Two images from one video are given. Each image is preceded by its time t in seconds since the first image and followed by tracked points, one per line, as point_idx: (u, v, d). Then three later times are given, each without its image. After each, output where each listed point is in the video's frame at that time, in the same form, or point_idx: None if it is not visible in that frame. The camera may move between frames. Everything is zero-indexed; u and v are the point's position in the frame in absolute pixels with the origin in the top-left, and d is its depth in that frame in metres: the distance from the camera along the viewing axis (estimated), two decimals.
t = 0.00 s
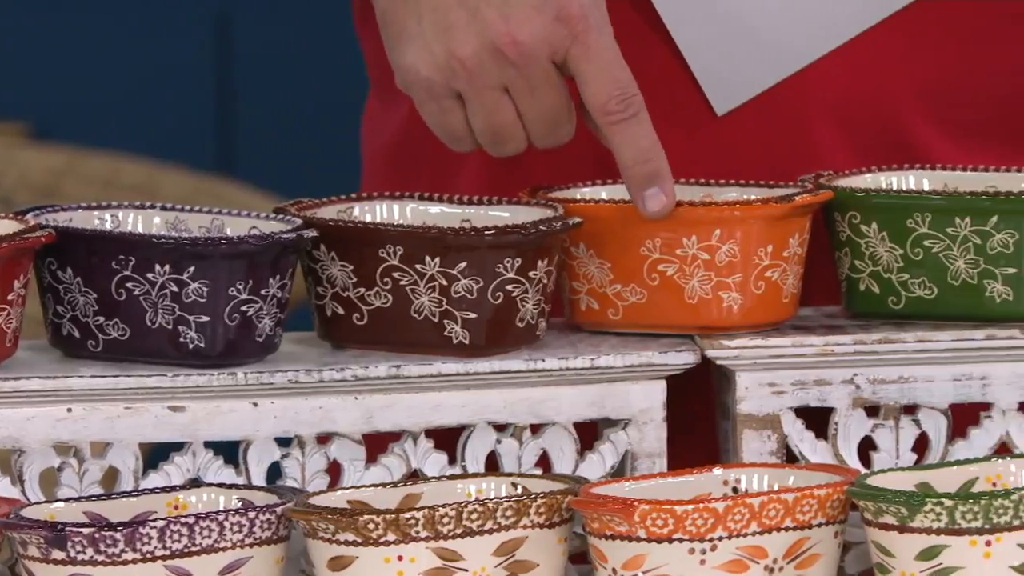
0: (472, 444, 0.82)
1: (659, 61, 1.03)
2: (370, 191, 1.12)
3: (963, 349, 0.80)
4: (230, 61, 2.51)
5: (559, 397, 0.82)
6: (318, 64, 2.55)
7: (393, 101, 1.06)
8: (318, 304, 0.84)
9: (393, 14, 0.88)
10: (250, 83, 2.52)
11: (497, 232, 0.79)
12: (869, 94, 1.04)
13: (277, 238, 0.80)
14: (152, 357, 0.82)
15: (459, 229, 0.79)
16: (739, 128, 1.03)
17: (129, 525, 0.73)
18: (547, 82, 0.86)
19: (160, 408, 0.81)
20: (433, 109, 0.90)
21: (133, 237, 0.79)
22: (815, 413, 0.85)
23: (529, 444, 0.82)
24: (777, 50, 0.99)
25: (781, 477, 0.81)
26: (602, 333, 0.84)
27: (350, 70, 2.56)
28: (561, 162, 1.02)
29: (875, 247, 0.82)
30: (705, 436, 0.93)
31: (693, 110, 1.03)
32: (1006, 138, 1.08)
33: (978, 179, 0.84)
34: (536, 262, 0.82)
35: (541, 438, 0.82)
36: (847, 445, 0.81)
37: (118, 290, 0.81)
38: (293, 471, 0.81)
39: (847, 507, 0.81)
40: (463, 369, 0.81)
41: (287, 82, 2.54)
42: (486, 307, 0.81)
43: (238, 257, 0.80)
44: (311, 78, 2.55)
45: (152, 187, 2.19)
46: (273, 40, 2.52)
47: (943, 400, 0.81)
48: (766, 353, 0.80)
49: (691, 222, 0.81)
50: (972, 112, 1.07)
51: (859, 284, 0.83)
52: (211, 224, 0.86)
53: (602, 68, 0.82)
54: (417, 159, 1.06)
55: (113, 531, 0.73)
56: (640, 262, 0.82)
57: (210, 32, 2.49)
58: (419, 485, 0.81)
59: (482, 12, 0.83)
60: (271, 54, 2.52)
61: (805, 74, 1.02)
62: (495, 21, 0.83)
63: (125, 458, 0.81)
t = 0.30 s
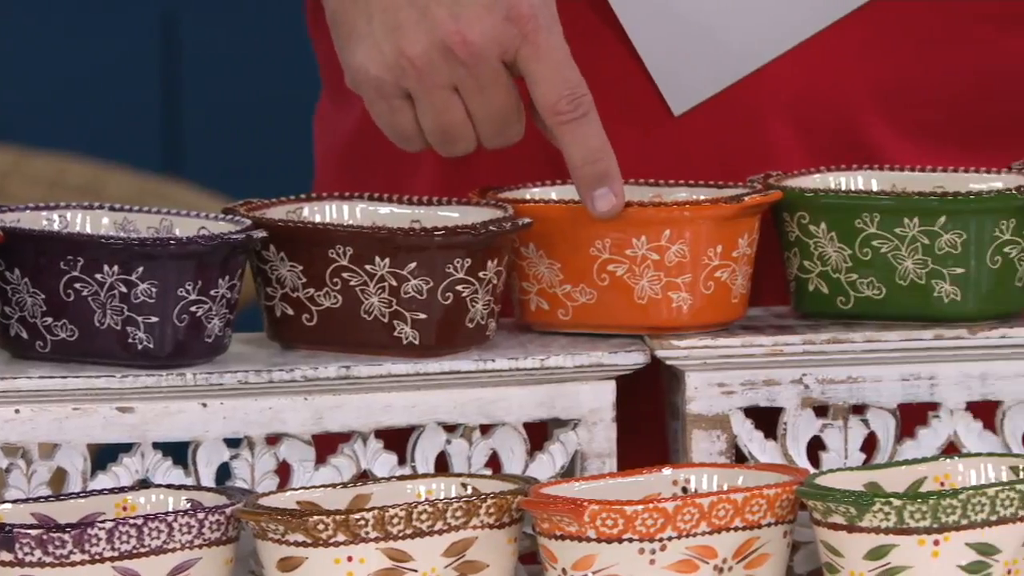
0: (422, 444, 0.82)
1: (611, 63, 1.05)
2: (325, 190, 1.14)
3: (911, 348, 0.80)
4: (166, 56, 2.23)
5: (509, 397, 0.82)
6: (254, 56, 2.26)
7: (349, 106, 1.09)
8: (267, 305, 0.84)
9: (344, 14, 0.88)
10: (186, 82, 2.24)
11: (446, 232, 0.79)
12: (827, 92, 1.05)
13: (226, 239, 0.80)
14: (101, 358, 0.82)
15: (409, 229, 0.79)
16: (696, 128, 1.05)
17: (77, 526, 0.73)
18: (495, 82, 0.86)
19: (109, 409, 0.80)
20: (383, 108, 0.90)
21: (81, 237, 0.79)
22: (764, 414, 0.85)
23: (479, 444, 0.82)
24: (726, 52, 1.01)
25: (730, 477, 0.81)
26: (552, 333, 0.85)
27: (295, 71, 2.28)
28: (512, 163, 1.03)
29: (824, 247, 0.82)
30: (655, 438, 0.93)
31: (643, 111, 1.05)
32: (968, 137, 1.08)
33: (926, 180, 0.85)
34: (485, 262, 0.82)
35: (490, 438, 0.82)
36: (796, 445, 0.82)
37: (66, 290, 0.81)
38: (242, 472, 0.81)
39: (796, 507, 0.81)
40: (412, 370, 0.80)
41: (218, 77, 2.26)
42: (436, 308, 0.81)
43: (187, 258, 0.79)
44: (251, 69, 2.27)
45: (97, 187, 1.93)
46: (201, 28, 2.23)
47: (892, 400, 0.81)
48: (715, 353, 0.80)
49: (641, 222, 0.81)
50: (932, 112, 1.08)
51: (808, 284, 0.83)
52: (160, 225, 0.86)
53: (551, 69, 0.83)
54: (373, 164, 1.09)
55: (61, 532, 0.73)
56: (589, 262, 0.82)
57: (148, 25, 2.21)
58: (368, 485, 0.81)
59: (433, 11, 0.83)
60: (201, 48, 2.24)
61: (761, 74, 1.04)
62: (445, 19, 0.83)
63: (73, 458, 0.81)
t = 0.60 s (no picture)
0: (376, 445, 0.82)
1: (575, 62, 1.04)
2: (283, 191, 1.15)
3: (864, 349, 0.80)
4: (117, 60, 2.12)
5: (463, 397, 0.82)
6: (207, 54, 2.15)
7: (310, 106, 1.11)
8: (221, 305, 0.84)
9: None
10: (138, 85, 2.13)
11: (400, 233, 0.79)
12: (791, 92, 1.05)
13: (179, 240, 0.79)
14: (54, 359, 0.81)
15: (363, 230, 0.79)
16: (659, 128, 1.05)
17: (30, 528, 0.72)
18: (474, 59, 0.87)
19: (62, 410, 0.80)
20: (361, 91, 0.91)
21: (34, 238, 0.78)
22: (718, 414, 0.85)
23: (433, 445, 0.82)
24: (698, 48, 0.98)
25: (684, 477, 0.81)
26: (506, 333, 0.85)
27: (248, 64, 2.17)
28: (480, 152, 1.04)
29: (777, 248, 0.83)
30: (609, 438, 0.94)
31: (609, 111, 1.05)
32: (929, 137, 1.09)
33: (880, 180, 0.85)
34: (440, 263, 0.82)
35: (444, 439, 0.82)
36: (749, 445, 0.82)
37: (19, 291, 0.81)
38: (196, 473, 0.81)
39: (750, 507, 0.81)
40: (366, 371, 0.80)
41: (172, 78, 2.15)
42: (390, 308, 0.81)
43: (140, 258, 0.79)
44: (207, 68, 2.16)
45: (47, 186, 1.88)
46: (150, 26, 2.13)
47: (845, 400, 0.81)
48: (669, 354, 0.80)
49: (595, 222, 0.81)
50: (894, 112, 1.08)
51: (762, 284, 0.83)
52: (113, 225, 0.85)
53: (525, 44, 0.85)
54: (337, 160, 1.09)
55: (14, 534, 0.72)
56: (544, 263, 0.82)
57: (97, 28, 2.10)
58: (323, 486, 0.81)
59: None
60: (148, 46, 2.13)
61: (725, 74, 1.03)
62: None
63: (26, 459, 0.81)
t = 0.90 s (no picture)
0: (331, 446, 0.82)
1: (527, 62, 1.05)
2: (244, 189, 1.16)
3: (819, 349, 0.80)
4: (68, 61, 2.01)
5: (419, 398, 0.82)
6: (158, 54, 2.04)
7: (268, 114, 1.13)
8: (176, 306, 0.84)
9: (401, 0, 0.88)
10: (91, 87, 2.02)
11: (356, 234, 0.79)
12: (751, 91, 1.06)
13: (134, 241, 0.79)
14: (9, 359, 0.81)
15: (319, 230, 0.79)
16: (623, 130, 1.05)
17: None
18: (565, 44, 0.88)
19: (16, 411, 0.80)
20: (455, 88, 0.91)
21: None
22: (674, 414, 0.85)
23: (388, 446, 0.82)
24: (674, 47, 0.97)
25: (640, 477, 0.81)
26: (462, 334, 0.84)
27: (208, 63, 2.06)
28: (432, 156, 1.06)
29: (732, 248, 0.83)
30: (564, 439, 0.94)
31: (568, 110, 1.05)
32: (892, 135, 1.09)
33: (835, 180, 0.85)
34: (395, 263, 0.82)
35: (400, 439, 0.82)
36: (705, 445, 0.82)
37: None
38: (150, 474, 0.81)
39: (705, 507, 0.82)
40: (321, 371, 0.80)
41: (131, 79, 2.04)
42: (346, 309, 0.81)
43: (94, 259, 0.79)
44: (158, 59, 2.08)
45: None
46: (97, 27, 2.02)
47: (800, 400, 0.81)
48: (625, 354, 0.80)
49: (550, 222, 0.80)
50: (856, 111, 1.08)
51: (717, 284, 0.84)
52: (68, 226, 0.85)
53: (614, 22, 0.85)
54: (289, 165, 1.11)
55: None
56: (500, 263, 0.82)
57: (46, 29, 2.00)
58: (278, 487, 0.81)
59: None
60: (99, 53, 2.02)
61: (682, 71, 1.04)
62: None
63: None
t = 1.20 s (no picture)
0: (289, 447, 0.81)
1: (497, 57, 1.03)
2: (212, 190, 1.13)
3: (777, 349, 0.80)
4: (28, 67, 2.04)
5: (377, 399, 0.82)
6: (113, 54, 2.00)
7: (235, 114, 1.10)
8: (134, 306, 0.84)
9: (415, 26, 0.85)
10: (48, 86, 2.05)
11: (314, 234, 0.79)
12: (730, 92, 1.02)
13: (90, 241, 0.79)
14: None
15: (276, 230, 0.79)
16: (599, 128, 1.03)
17: None
18: (582, 71, 0.84)
19: None
20: (471, 114, 0.87)
21: None
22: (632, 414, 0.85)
23: (346, 446, 0.82)
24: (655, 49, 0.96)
25: (598, 477, 0.81)
26: (420, 334, 0.84)
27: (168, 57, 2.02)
28: (402, 156, 1.03)
29: (690, 248, 0.83)
30: (522, 436, 0.95)
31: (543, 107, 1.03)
32: (871, 139, 1.06)
33: (792, 181, 0.85)
34: (353, 264, 0.82)
35: (358, 440, 0.82)
36: (663, 445, 0.82)
37: None
38: (108, 475, 0.81)
39: (663, 507, 0.82)
40: (279, 372, 0.80)
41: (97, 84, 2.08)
42: (304, 309, 0.81)
43: (51, 260, 0.78)
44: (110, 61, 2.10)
45: None
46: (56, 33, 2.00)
47: (757, 400, 0.82)
48: (583, 354, 0.80)
49: (509, 222, 0.80)
50: (836, 113, 1.05)
51: (675, 285, 0.84)
52: (24, 227, 0.85)
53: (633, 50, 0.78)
54: (254, 166, 1.07)
55: None
56: (458, 263, 0.82)
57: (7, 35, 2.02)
58: (236, 488, 0.81)
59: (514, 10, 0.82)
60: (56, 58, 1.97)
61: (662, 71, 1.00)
62: (530, 19, 0.82)
63: None
